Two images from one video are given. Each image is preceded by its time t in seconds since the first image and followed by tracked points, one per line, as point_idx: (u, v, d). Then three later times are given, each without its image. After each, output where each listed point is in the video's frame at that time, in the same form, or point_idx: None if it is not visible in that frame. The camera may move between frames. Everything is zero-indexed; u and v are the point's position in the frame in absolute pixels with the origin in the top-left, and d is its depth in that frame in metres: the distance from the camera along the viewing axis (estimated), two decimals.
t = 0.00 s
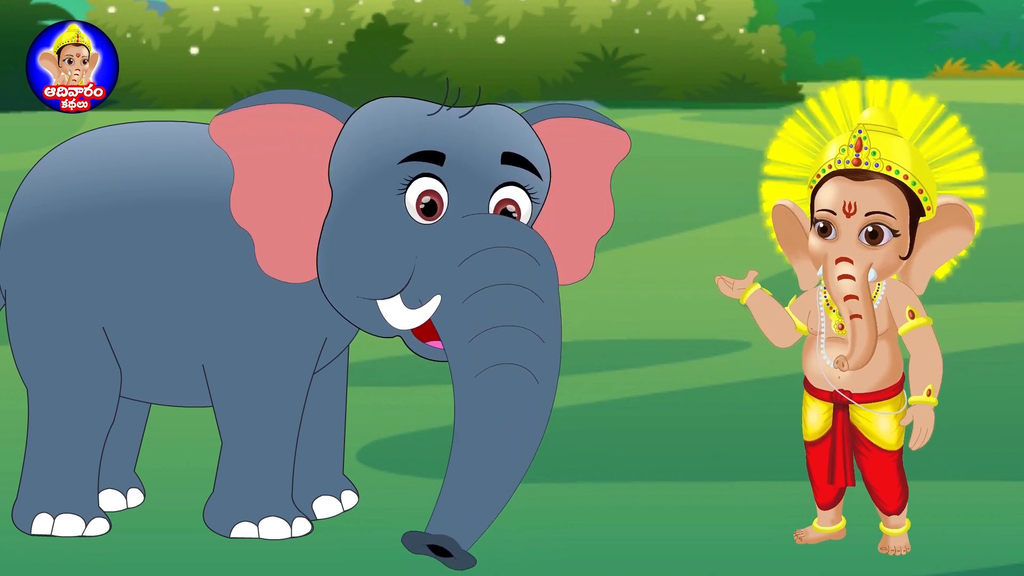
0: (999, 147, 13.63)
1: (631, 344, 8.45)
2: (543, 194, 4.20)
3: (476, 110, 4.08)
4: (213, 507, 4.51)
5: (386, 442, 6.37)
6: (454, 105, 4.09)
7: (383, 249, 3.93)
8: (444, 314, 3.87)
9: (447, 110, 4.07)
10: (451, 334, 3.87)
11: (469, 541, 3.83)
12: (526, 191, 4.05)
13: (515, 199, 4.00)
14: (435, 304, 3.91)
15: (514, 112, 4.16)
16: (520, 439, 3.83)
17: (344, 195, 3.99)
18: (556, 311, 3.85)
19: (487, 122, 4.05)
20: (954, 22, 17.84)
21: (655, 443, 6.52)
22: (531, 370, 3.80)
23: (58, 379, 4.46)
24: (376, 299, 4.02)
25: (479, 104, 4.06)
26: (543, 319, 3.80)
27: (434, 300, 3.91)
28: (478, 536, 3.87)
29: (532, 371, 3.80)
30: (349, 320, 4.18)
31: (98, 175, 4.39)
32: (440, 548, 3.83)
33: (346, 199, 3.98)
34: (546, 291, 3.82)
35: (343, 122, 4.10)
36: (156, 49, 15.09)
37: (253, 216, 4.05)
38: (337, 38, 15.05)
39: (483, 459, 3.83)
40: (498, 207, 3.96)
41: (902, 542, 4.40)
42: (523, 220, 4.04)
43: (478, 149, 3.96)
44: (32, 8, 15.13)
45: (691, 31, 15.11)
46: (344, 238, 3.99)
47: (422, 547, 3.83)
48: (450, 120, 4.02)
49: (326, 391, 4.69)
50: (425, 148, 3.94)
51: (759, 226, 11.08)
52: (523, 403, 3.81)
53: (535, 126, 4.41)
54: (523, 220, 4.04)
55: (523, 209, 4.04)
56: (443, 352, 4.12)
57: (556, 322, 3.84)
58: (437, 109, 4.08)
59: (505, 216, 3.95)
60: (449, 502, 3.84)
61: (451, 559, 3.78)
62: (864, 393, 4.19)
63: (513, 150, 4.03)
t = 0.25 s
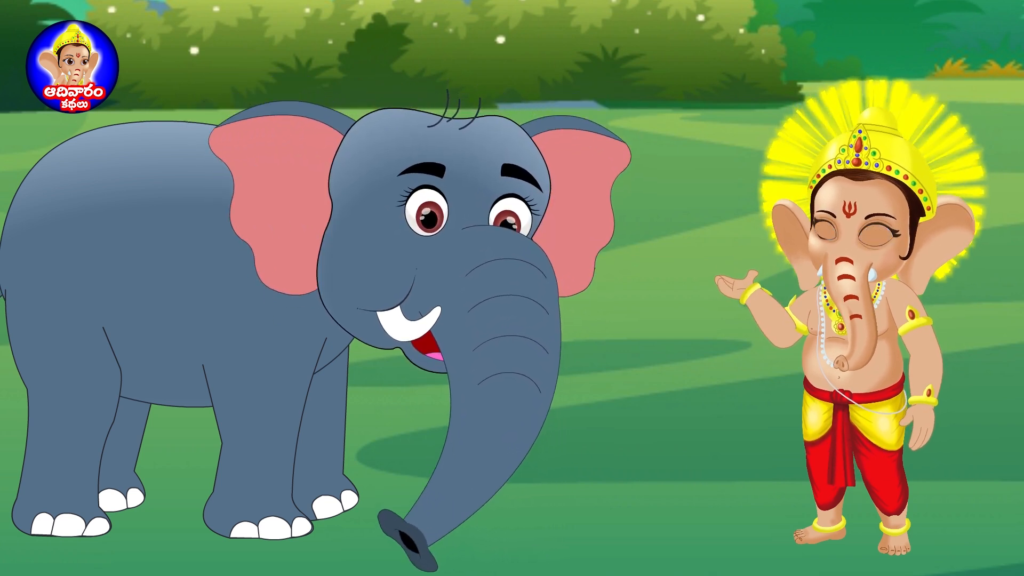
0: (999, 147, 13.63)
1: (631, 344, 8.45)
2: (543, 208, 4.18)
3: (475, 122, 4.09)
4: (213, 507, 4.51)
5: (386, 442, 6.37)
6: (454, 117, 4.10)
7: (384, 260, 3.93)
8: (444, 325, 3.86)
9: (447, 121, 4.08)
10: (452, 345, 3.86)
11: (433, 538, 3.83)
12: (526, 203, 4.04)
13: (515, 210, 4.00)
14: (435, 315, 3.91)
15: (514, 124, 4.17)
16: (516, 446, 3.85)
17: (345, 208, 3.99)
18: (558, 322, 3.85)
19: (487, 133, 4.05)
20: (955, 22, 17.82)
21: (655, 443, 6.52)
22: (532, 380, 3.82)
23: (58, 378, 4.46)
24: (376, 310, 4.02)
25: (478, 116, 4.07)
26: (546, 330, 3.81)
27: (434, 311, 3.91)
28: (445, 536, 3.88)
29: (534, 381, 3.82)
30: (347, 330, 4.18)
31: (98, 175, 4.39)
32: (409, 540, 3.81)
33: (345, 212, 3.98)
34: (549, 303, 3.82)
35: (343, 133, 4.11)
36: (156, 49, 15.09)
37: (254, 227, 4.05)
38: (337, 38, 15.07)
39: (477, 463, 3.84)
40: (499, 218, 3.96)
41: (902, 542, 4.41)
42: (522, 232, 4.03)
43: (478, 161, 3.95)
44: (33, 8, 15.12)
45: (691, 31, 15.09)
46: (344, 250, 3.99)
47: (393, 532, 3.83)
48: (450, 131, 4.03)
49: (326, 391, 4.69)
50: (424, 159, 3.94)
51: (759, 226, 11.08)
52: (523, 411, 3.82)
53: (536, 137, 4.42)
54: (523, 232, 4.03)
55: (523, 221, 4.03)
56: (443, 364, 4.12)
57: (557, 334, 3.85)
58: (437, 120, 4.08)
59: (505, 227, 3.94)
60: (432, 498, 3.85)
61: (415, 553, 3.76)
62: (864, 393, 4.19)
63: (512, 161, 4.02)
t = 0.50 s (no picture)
0: (999, 147, 13.63)
1: (631, 344, 8.45)
2: (543, 213, 4.12)
3: (476, 126, 4.08)
4: (213, 507, 4.52)
5: (386, 442, 6.37)
6: (454, 120, 4.09)
7: (384, 264, 3.93)
8: (445, 328, 3.87)
9: (447, 125, 4.08)
10: (453, 349, 3.86)
11: (470, 555, 3.83)
12: (526, 206, 3.99)
13: (516, 214, 3.96)
14: (435, 319, 3.91)
15: (514, 128, 4.16)
16: (526, 451, 3.83)
17: (345, 211, 3.99)
18: (559, 323, 3.87)
19: (487, 137, 4.05)
20: (955, 22, 17.80)
21: (656, 443, 6.52)
22: (538, 382, 3.80)
23: (58, 379, 4.46)
24: (376, 314, 4.02)
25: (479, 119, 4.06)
26: (548, 331, 3.81)
27: (434, 315, 3.91)
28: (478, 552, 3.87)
29: (539, 383, 3.80)
30: (347, 333, 4.18)
31: (98, 175, 4.39)
32: (446, 559, 3.82)
33: (345, 217, 3.99)
34: (552, 304, 3.84)
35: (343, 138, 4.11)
36: (156, 49, 15.10)
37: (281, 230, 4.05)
38: (337, 38, 15.06)
39: (488, 470, 3.82)
40: (499, 222, 3.92)
41: (902, 542, 4.41)
42: (523, 235, 3.98)
43: (477, 165, 3.93)
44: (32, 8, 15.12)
45: (691, 31, 15.08)
46: (344, 253, 4.00)
47: (430, 552, 3.85)
48: (450, 135, 4.03)
49: (326, 392, 4.69)
50: (424, 163, 3.93)
51: (759, 226, 11.09)
52: (528, 414, 3.80)
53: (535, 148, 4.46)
54: (523, 236, 3.98)
55: (523, 224, 3.98)
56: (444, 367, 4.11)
57: (558, 335, 3.86)
58: (437, 124, 4.09)
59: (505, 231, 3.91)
60: (452, 512, 3.84)
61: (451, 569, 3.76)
62: (864, 393, 4.19)
63: (511, 164, 4.00)
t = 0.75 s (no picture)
0: (999, 147, 13.63)
1: (631, 344, 8.45)
2: (544, 200, 4.12)
3: (475, 113, 4.07)
4: (213, 507, 4.52)
5: (386, 442, 6.36)
6: (454, 109, 4.09)
7: (384, 253, 3.93)
8: (444, 317, 3.88)
9: (448, 113, 4.08)
10: (454, 340, 3.88)
11: (555, 544, 3.80)
12: (526, 194, 4.00)
13: (516, 201, 3.97)
14: (436, 306, 3.91)
15: (513, 116, 4.15)
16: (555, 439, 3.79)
17: (344, 198, 3.99)
18: (557, 309, 3.87)
19: (487, 124, 4.04)
20: (954, 22, 17.82)
21: (656, 443, 6.52)
22: (545, 368, 3.79)
23: (58, 379, 4.46)
24: (376, 302, 4.02)
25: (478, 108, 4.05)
26: (547, 317, 3.82)
27: (434, 302, 3.91)
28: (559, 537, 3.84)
29: (547, 369, 3.79)
30: (349, 323, 4.18)
31: (98, 175, 4.39)
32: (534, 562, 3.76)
33: (345, 204, 3.98)
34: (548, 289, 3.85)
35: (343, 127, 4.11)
36: (156, 49, 15.11)
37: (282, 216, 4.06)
38: (337, 38, 15.07)
39: (519, 466, 3.77)
40: (499, 210, 3.93)
41: (902, 542, 4.41)
42: (523, 224, 3.99)
43: (477, 153, 3.94)
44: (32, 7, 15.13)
45: (691, 31, 15.11)
46: (344, 242, 4.00)
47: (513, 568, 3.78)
48: (450, 123, 4.02)
49: (326, 391, 4.69)
50: (424, 151, 3.93)
51: (758, 226, 11.08)
52: (545, 403, 3.78)
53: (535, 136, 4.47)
54: (523, 223, 4.00)
55: (523, 212, 4.00)
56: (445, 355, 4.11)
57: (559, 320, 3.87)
58: (437, 112, 4.08)
59: (506, 219, 3.92)
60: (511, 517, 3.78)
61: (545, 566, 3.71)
62: (864, 393, 4.19)
63: (512, 152, 4.00)
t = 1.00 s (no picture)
0: (999, 147, 13.63)
1: (631, 344, 8.45)
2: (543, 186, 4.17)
3: (476, 101, 4.07)
4: (213, 507, 4.51)
5: (386, 442, 6.36)
6: (454, 96, 4.08)
7: (383, 240, 3.93)
8: (444, 304, 3.87)
9: (448, 100, 4.07)
10: (451, 324, 3.87)
11: (469, 531, 3.83)
12: (526, 181, 4.04)
13: (516, 189, 4.00)
14: (435, 294, 3.91)
15: (513, 103, 4.16)
16: (521, 433, 3.84)
17: (344, 185, 3.99)
18: (556, 302, 3.85)
19: (488, 112, 4.04)
20: (954, 22, 17.85)
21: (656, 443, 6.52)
22: (531, 361, 3.80)
23: (58, 379, 4.46)
24: (376, 289, 4.02)
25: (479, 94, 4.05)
26: (543, 310, 3.81)
27: (434, 290, 3.91)
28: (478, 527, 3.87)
29: (533, 361, 3.80)
30: (351, 312, 4.17)
31: (98, 175, 4.39)
32: (441, 540, 3.81)
33: (345, 191, 3.98)
34: (546, 283, 3.82)
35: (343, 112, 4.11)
36: (156, 49, 15.09)
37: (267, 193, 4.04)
38: (337, 38, 15.09)
39: (479, 451, 3.83)
40: (499, 197, 3.96)
41: (902, 542, 4.40)
42: (523, 211, 4.03)
43: (477, 141, 3.95)
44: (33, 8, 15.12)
45: (691, 31, 15.13)
46: (345, 228, 3.99)
47: (422, 538, 3.82)
48: (450, 111, 4.02)
49: (326, 391, 4.69)
50: (424, 138, 3.93)
51: (758, 226, 11.08)
52: (523, 396, 3.81)
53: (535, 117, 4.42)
54: (523, 211, 4.03)
55: (523, 200, 4.03)
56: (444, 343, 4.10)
57: (557, 314, 3.84)
58: (437, 100, 4.08)
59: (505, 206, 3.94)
60: (447, 491, 3.84)
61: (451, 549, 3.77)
62: (863, 394, 4.19)
63: (513, 141, 4.02)
